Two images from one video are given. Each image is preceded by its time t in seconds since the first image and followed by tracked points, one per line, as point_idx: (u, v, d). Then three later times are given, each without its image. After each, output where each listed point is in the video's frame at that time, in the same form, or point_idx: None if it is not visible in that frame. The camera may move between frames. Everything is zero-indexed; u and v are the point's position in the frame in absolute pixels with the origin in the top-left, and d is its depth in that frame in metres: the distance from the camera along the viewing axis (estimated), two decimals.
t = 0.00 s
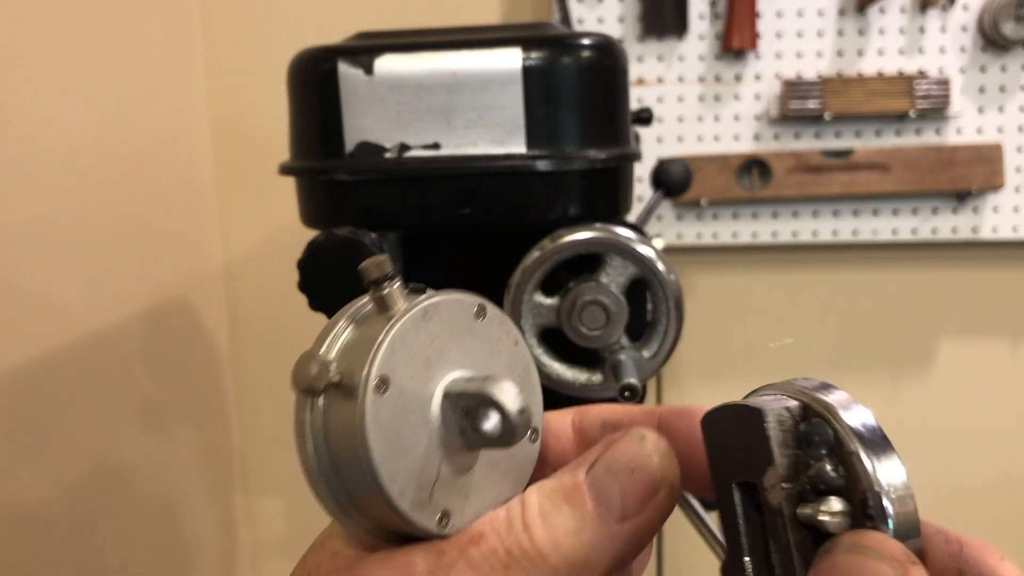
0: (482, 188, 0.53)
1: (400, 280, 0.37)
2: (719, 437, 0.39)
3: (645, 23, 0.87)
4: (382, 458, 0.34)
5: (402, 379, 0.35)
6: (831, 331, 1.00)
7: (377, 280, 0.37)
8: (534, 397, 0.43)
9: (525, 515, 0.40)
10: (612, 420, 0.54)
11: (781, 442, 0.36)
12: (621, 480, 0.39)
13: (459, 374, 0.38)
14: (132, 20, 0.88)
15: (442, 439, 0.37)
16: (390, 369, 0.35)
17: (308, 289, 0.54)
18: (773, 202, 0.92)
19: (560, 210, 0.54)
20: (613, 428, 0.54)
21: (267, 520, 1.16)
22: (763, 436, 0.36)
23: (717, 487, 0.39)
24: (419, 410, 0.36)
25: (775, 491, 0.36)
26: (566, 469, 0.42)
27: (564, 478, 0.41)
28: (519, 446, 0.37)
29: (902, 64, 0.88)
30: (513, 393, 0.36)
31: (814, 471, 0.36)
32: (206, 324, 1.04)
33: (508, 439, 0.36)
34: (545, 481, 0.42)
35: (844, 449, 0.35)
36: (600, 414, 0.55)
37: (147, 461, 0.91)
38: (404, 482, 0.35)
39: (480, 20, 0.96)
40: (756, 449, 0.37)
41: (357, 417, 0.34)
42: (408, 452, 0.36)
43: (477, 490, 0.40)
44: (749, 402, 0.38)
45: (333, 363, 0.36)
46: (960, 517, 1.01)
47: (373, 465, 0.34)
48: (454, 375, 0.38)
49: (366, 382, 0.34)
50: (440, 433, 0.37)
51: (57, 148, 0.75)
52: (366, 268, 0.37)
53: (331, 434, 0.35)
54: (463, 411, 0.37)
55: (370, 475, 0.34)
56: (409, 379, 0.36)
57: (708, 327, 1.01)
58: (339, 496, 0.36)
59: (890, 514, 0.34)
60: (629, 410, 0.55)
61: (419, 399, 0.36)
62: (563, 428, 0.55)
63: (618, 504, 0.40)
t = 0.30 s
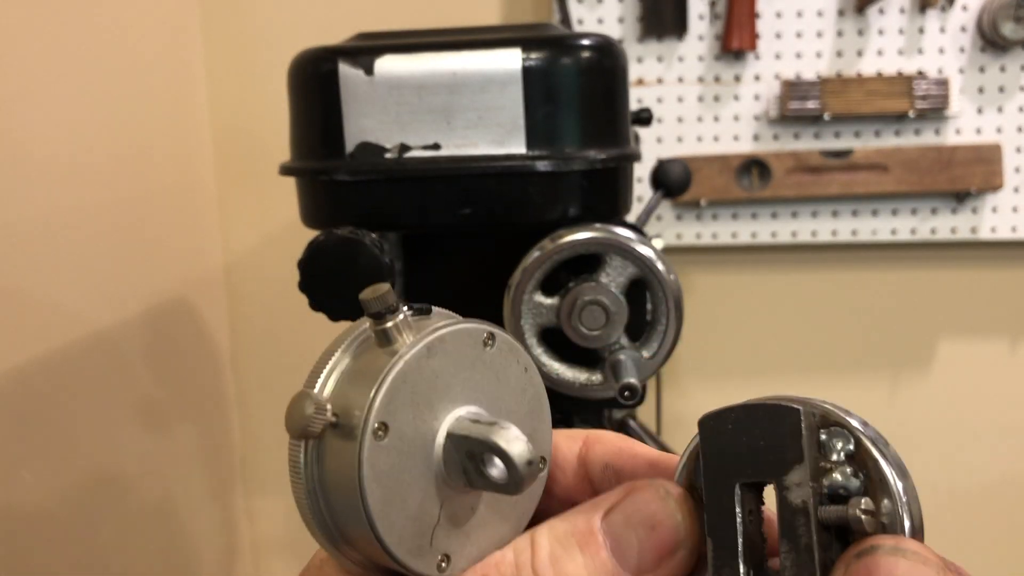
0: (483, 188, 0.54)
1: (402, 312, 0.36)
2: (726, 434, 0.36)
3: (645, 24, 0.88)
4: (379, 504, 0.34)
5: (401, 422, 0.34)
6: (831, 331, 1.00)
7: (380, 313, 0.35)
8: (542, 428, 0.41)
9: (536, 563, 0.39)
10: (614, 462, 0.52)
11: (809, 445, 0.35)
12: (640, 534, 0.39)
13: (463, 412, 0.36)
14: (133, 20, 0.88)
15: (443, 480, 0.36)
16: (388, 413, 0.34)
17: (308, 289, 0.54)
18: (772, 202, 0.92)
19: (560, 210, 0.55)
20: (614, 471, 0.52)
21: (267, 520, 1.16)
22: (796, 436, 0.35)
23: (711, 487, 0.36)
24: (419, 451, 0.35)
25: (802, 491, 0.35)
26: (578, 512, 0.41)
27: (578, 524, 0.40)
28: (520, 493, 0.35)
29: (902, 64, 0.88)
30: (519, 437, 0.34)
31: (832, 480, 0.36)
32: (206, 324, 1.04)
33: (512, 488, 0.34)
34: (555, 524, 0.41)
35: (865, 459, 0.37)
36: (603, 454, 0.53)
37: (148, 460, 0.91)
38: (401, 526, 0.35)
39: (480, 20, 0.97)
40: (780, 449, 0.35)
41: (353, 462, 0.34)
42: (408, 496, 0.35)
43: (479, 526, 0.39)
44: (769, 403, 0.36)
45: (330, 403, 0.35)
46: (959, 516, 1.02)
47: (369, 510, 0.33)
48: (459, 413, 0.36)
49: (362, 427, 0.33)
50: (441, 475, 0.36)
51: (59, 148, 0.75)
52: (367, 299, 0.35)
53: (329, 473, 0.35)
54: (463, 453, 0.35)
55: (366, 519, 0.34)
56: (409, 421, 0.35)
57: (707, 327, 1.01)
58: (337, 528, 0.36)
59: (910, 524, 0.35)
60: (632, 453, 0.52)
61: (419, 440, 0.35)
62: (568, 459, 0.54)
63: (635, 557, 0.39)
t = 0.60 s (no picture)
0: (482, 188, 0.54)
1: (433, 311, 0.38)
2: (761, 471, 0.42)
3: (645, 24, 0.88)
4: (413, 493, 0.35)
5: (434, 413, 0.36)
6: (830, 331, 1.00)
7: (412, 309, 0.37)
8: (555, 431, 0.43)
9: (560, 551, 0.40)
10: (612, 479, 0.58)
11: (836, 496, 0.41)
12: (662, 525, 0.42)
13: (487, 410, 0.39)
14: (132, 20, 0.88)
15: (469, 475, 0.37)
16: (423, 403, 0.35)
17: (308, 289, 0.54)
18: (772, 202, 0.92)
19: (560, 210, 0.55)
20: (610, 486, 0.58)
21: (267, 519, 1.16)
22: (824, 486, 0.41)
23: (736, 515, 0.42)
24: (449, 444, 0.37)
25: (823, 536, 0.40)
26: (591, 513, 0.44)
27: (596, 519, 0.43)
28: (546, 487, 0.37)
29: (902, 64, 0.88)
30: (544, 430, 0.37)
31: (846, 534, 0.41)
32: (207, 324, 1.04)
33: (538, 477, 0.36)
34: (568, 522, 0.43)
35: (878, 522, 0.41)
36: (604, 471, 0.59)
37: (148, 460, 0.91)
38: (432, 517, 0.35)
39: (480, 20, 0.97)
40: (808, 494, 0.41)
41: (388, 450, 0.34)
42: (439, 487, 0.36)
43: (500, 526, 0.40)
44: (805, 451, 0.42)
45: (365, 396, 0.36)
46: (958, 516, 1.02)
47: (404, 498, 0.34)
48: (484, 409, 0.38)
49: (399, 414, 0.34)
50: (468, 468, 0.37)
51: (58, 148, 0.75)
52: (403, 296, 0.37)
53: (362, 465, 0.36)
54: (490, 447, 0.37)
55: (398, 508, 0.35)
56: (441, 414, 0.36)
57: (707, 327, 1.01)
58: (362, 521, 0.36)
59: None
60: (629, 475, 0.59)
61: (449, 432, 0.37)
62: (571, 475, 0.60)
63: (652, 550, 0.42)
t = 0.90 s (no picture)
0: (482, 188, 0.54)
1: (444, 341, 0.39)
2: (760, 501, 0.43)
3: (644, 25, 0.88)
4: (430, 521, 0.35)
5: (448, 442, 0.37)
6: (829, 330, 1.00)
7: (426, 340, 0.38)
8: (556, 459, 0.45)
9: None
10: (609, 508, 0.63)
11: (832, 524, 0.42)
12: (664, 553, 0.44)
13: (496, 439, 0.40)
14: (133, 21, 0.88)
15: (480, 503, 0.38)
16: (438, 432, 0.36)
17: (309, 289, 0.55)
18: (771, 202, 0.92)
19: (560, 210, 0.55)
20: (608, 516, 0.63)
21: (268, 519, 1.17)
22: (821, 514, 0.42)
23: (737, 545, 0.43)
24: (462, 473, 0.37)
25: (822, 562, 0.42)
26: (597, 542, 0.47)
27: (601, 549, 0.45)
28: (556, 514, 0.38)
29: (900, 66, 0.89)
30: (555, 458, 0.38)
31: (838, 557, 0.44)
32: (208, 323, 1.05)
33: (549, 505, 0.37)
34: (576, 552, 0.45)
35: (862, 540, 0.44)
36: (603, 501, 0.64)
37: (149, 460, 0.91)
38: (446, 544, 0.36)
39: (480, 22, 0.97)
40: (806, 522, 0.42)
41: (406, 480, 0.35)
42: (452, 514, 0.37)
43: (506, 552, 0.41)
44: (799, 478, 0.43)
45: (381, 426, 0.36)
46: (957, 514, 1.02)
47: (421, 526, 0.35)
48: (493, 438, 0.40)
49: (417, 443, 0.35)
50: (479, 497, 0.38)
51: (59, 148, 0.75)
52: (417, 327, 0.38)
53: (378, 493, 0.36)
54: (501, 475, 0.38)
55: (414, 536, 0.35)
56: (454, 443, 0.37)
57: (705, 327, 1.02)
58: (376, 549, 0.37)
59: None
60: (628, 505, 0.64)
61: (462, 461, 0.37)
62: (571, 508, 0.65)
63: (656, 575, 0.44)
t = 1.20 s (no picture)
0: (482, 189, 0.54)
1: (470, 366, 0.38)
2: (786, 524, 0.44)
3: (644, 26, 0.88)
4: (457, 550, 0.35)
5: (475, 470, 0.36)
6: (829, 330, 1.00)
7: (450, 366, 0.37)
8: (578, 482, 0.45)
9: None
10: (624, 527, 0.60)
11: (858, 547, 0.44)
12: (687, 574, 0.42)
13: (521, 463, 0.39)
14: (133, 21, 0.89)
15: (505, 529, 0.38)
16: (466, 460, 0.36)
17: (309, 289, 0.55)
18: (770, 202, 0.93)
19: (560, 211, 0.55)
20: (623, 534, 0.60)
21: (269, 518, 1.17)
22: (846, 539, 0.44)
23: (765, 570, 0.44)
24: (487, 499, 0.37)
25: None
26: (616, 564, 0.44)
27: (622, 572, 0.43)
28: (581, 541, 0.38)
29: (899, 66, 0.89)
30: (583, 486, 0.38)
31: None
32: (208, 323, 1.05)
33: (576, 533, 0.37)
34: None
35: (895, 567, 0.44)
36: (616, 519, 0.61)
37: (150, 460, 0.91)
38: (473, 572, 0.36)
39: (480, 22, 0.97)
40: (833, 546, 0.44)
41: (434, 509, 0.35)
42: (479, 542, 0.36)
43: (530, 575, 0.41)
44: (824, 500, 0.45)
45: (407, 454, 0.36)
46: (956, 513, 1.02)
47: (449, 556, 0.34)
48: (519, 464, 0.39)
49: (445, 472, 0.35)
50: (504, 523, 0.38)
51: (60, 148, 0.75)
52: (442, 352, 0.37)
53: (406, 522, 0.36)
54: (526, 502, 0.38)
55: (442, 564, 0.35)
56: (481, 470, 0.37)
57: (705, 327, 1.02)
58: None
59: None
60: (642, 523, 0.60)
61: (488, 488, 0.37)
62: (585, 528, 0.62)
63: None
